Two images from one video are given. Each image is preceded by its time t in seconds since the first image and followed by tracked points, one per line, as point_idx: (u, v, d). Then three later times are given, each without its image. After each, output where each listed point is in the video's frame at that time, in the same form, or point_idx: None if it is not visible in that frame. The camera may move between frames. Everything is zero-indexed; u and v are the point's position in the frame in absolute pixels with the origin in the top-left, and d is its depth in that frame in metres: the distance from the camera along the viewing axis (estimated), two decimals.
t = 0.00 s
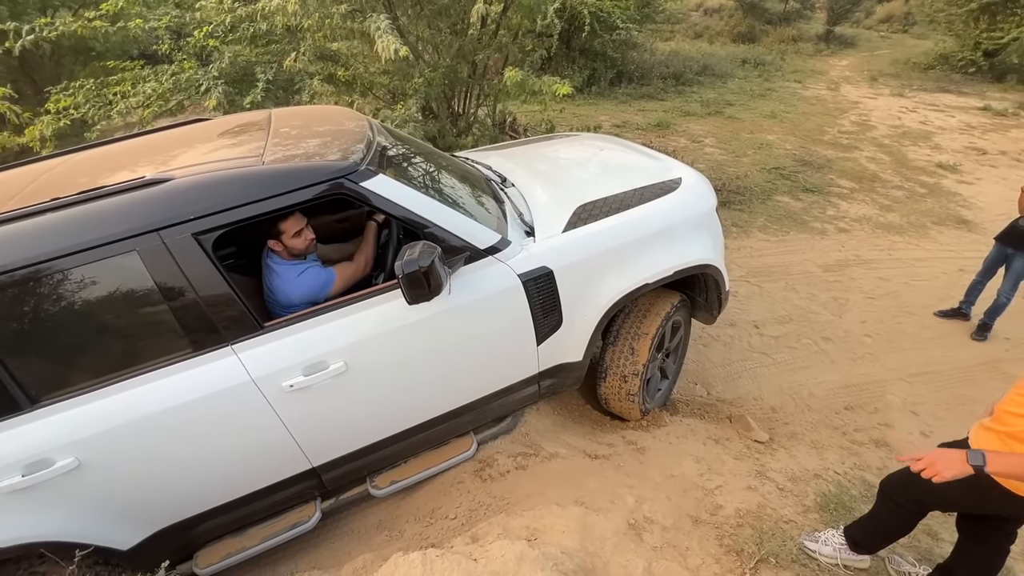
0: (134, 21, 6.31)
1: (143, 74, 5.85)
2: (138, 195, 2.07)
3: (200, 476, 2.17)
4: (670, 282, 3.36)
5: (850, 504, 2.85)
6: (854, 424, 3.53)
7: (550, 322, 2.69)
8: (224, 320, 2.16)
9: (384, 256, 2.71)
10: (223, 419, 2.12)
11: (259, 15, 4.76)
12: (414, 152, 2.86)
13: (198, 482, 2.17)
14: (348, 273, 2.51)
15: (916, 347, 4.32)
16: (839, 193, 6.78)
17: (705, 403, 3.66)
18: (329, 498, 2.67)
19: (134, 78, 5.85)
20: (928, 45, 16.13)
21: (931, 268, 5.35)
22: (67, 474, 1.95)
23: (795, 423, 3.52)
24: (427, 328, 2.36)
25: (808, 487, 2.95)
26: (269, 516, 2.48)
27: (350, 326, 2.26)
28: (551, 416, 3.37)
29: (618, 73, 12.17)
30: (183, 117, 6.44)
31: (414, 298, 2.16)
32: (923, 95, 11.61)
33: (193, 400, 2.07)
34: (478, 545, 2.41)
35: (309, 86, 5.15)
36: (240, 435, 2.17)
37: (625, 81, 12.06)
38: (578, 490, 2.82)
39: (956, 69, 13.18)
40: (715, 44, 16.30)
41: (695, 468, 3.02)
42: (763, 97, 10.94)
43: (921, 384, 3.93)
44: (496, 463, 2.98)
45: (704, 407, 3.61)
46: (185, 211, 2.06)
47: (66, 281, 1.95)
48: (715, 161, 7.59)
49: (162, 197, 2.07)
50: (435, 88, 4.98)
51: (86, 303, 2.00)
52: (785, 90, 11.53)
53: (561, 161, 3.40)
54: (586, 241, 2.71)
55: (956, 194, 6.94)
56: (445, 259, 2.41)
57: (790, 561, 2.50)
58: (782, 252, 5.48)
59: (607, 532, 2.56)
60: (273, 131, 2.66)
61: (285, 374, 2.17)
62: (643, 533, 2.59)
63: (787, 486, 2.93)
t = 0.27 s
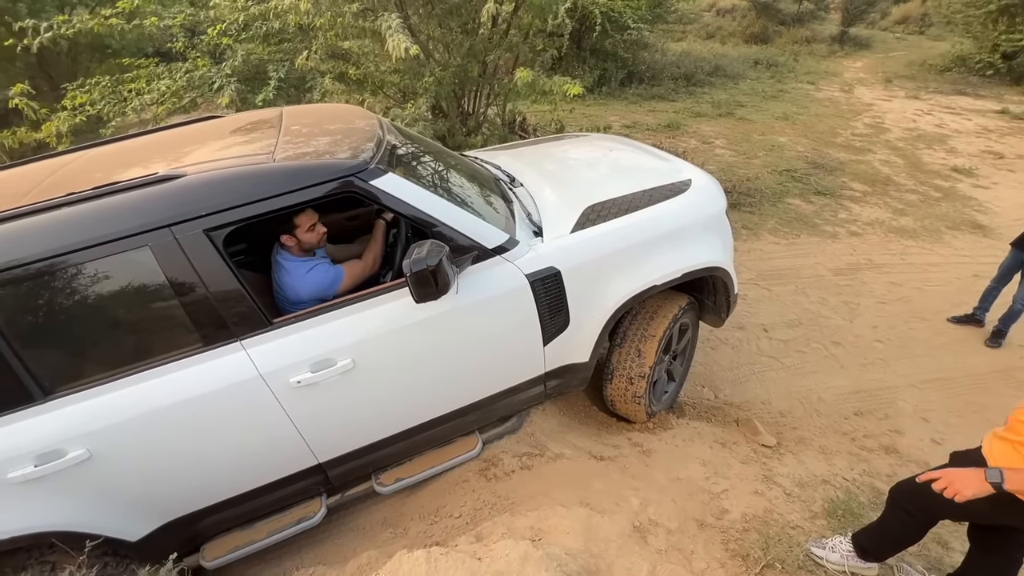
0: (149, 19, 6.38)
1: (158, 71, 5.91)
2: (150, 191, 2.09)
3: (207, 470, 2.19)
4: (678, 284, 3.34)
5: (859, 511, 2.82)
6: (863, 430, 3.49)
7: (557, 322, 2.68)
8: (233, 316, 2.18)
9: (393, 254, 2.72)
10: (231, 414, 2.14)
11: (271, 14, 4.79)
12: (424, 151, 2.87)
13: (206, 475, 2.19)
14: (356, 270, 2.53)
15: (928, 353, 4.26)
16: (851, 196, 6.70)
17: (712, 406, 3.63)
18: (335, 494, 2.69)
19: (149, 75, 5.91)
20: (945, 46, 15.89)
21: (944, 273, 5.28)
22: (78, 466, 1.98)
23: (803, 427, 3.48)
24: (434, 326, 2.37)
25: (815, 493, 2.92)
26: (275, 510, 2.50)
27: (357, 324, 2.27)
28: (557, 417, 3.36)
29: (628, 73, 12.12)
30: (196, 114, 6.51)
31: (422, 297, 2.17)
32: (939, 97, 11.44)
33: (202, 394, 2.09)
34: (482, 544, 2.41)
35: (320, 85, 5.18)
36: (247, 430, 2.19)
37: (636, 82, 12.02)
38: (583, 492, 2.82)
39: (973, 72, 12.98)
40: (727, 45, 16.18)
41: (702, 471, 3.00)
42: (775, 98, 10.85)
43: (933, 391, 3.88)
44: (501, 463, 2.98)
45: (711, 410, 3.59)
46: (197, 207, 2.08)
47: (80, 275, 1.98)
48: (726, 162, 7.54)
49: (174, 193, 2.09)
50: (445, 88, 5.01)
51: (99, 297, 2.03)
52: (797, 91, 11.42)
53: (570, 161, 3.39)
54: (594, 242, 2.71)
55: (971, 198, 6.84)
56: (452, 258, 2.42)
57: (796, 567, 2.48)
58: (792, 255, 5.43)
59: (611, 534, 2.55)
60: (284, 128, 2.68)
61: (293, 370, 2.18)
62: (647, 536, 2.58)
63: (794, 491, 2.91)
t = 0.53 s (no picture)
0: (172, 17, 6.49)
1: (180, 68, 6.01)
2: (169, 185, 2.13)
3: (219, 460, 2.22)
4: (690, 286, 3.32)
5: (872, 520, 2.78)
6: (878, 438, 3.43)
7: (567, 322, 2.68)
8: (247, 310, 2.21)
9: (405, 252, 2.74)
10: (244, 406, 2.17)
11: (291, 13, 4.86)
12: (437, 149, 2.89)
13: (218, 466, 2.23)
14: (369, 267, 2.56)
15: (947, 361, 4.17)
16: (870, 200, 6.59)
17: (723, 410, 3.60)
18: (343, 488, 2.71)
19: (171, 71, 6.01)
20: (970, 49, 15.53)
21: (965, 280, 5.16)
22: (95, 453, 2.02)
23: (817, 434, 3.44)
24: (444, 324, 2.38)
25: (827, 501, 2.89)
26: (286, 502, 2.53)
27: (369, 320, 2.29)
28: (566, 417, 3.36)
29: (644, 74, 12.04)
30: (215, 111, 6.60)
31: (433, 295, 2.18)
32: (963, 101, 11.19)
33: (216, 386, 2.13)
34: (490, 541, 2.42)
35: (338, 82, 5.23)
36: (259, 423, 2.22)
37: (651, 82, 11.95)
38: (592, 492, 2.81)
39: (999, 75, 12.67)
40: (745, 46, 16.00)
41: (712, 475, 2.98)
42: (793, 100, 10.71)
43: (951, 400, 3.80)
44: (510, 462, 2.98)
45: (722, 414, 3.55)
46: (215, 202, 2.12)
47: (101, 266, 2.03)
48: (741, 164, 7.46)
49: (191, 188, 2.13)
50: (460, 87, 5.05)
51: (119, 289, 2.07)
52: (816, 93, 11.25)
53: (584, 162, 3.38)
54: (606, 242, 2.70)
55: (995, 204, 6.68)
56: (464, 256, 2.43)
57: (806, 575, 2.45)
58: (808, 259, 5.35)
59: (620, 535, 2.55)
60: (300, 126, 2.71)
61: (305, 364, 2.21)
62: (656, 538, 2.57)
63: (806, 498, 2.88)
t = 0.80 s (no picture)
0: (208, 15, 6.66)
1: (215, 65, 6.16)
2: (203, 179, 2.20)
3: (244, 448, 2.29)
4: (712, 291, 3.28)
5: (898, 534, 2.72)
6: (906, 451, 3.34)
7: (586, 323, 2.68)
8: (274, 302, 2.26)
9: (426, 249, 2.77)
10: (268, 395, 2.23)
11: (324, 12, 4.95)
12: (461, 148, 2.91)
13: (242, 453, 2.29)
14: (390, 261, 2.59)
15: (981, 374, 4.03)
16: (902, 207, 6.40)
17: (745, 417, 3.55)
18: (362, 480, 2.76)
19: (206, 68, 6.16)
20: (1013, 52, 14.94)
21: (1002, 291, 4.98)
22: (128, 436, 2.11)
23: (841, 444, 3.36)
24: (464, 321, 2.41)
25: (851, 512, 2.83)
26: (306, 491, 2.59)
27: (391, 315, 2.33)
28: (586, 417, 3.36)
29: (670, 75, 11.94)
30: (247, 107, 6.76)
31: (454, 291, 2.20)
32: (1005, 105, 10.77)
33: (242, 375, 2.19)
34: (509, 536, 2.45)
35: (366, 81, 5.31)
36: (282, 412, 2.27)
37: (678, 83, 11.82)
38: (610, 493, 2.81)
39: None
40: (775, 47, 15.70)
41: (732, 481, 2.94)
42: (824, 103, 10.46)
43: (984, 414, 3.67)
44: (529, 459, 2.99)
45: (744, 421, 3.50)
46: (247, 196, 2.18)
47: (138, 256, 2.10)
48: (768, 168, 7.33)
49: (225, 182, 2.19)
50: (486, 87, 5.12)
51: (153, 279, 2.15)
52: (848, 96, 10.97)
53: (607, 163, 3.37)
54: (628, 244, 2.68)
55: None
56: (486, 255, 2.45)
57: None
58: (836, 266, 5.23)
59: (638, 537, 2.54)
60: (329, 123, 2.76)
61: (329, 357, 2.26)
62: (674, 542, 2.55)
63: (829, 509, 2.83)
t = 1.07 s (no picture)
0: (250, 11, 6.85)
1: (255, 60, 6.34)
2: (242, 171, 2.28)
3: (273, 431, 2.36)
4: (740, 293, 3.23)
5: (932, 549, 2.64)
6: (942, 465, 3.23)
7: (611, 321, 2.67)
8: (308, 292, 2.33)
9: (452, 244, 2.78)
10: (299, 382, 2.30)
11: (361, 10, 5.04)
12: (489, 144, 2.93)
13: (271, 436, 2.38)
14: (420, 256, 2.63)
15: None
16: (944, 213, 6.17)
17: (773, 422, 3.49)
18: (386, 468, 2.82)
19: (247, 63, 6.34)
20: None
21: None
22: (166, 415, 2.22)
23: (874, 454, 3.28)
24: (490, 316, 2.43)
25: (883, 523, 2.76)
26: (331, 477, 2.67)
27: (419, 308, 2.37)
28: (610, 415, 3.36)
29: (701, 75, 11.80)
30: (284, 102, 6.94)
31: (481, 285, 2.24)
32: None
33: (274, 361, 2.26)
34: (536, 528, 2.49)
35: (400, 77, 5.40)
36: (311, 398, 2.34)
37: (709, 83, 11.65)
38: (635, 491, 2.83)
39: None
40: (812, 47, 15.28)
41: (759, 486, 2.91)
42: (862, 104, 10.14)
43: None
44: (554, 454, 3.06)
45: (772, 426, 3.45)
46: (284, 187, 2.25)
47: (180, 243, 2.19)
48: (802, 170, 7.16)
49: (262, 174, 2.26)
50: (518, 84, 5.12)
51: (193, 266, 2.24)
52: (888, 98, 10.61)
53: (635, 162, 3.35)
54: (655, 244, 2.66)
55: None
56: (513, 251, 2.47)
57: None
58: (871, 272, 5.08)
59: (663, 536, 2.55)
60: (362, 119, 2.81)
61: (357, 346, 2.31)
62: (699, 543, 2.54)
63: (859, 518, 2.77)
